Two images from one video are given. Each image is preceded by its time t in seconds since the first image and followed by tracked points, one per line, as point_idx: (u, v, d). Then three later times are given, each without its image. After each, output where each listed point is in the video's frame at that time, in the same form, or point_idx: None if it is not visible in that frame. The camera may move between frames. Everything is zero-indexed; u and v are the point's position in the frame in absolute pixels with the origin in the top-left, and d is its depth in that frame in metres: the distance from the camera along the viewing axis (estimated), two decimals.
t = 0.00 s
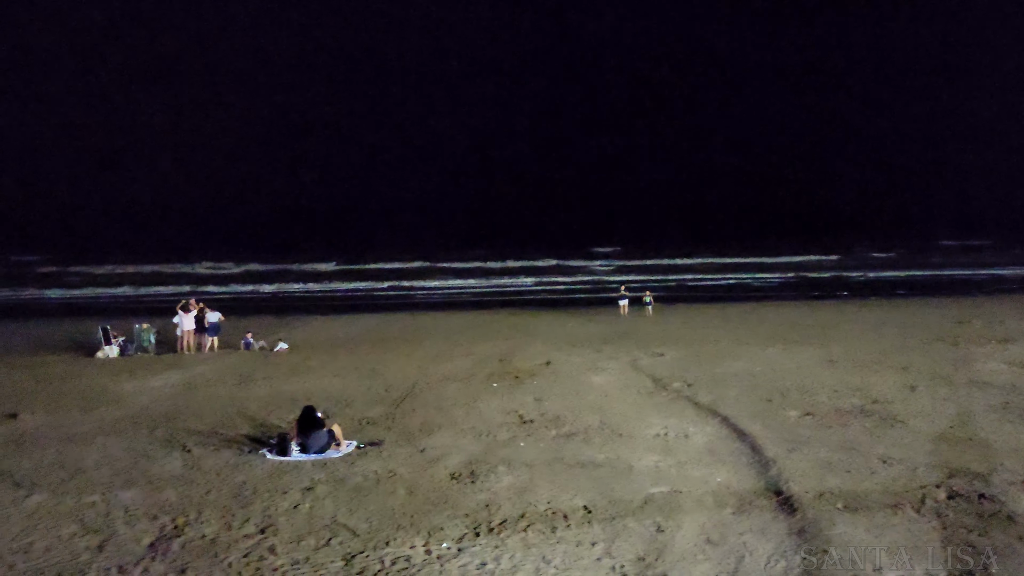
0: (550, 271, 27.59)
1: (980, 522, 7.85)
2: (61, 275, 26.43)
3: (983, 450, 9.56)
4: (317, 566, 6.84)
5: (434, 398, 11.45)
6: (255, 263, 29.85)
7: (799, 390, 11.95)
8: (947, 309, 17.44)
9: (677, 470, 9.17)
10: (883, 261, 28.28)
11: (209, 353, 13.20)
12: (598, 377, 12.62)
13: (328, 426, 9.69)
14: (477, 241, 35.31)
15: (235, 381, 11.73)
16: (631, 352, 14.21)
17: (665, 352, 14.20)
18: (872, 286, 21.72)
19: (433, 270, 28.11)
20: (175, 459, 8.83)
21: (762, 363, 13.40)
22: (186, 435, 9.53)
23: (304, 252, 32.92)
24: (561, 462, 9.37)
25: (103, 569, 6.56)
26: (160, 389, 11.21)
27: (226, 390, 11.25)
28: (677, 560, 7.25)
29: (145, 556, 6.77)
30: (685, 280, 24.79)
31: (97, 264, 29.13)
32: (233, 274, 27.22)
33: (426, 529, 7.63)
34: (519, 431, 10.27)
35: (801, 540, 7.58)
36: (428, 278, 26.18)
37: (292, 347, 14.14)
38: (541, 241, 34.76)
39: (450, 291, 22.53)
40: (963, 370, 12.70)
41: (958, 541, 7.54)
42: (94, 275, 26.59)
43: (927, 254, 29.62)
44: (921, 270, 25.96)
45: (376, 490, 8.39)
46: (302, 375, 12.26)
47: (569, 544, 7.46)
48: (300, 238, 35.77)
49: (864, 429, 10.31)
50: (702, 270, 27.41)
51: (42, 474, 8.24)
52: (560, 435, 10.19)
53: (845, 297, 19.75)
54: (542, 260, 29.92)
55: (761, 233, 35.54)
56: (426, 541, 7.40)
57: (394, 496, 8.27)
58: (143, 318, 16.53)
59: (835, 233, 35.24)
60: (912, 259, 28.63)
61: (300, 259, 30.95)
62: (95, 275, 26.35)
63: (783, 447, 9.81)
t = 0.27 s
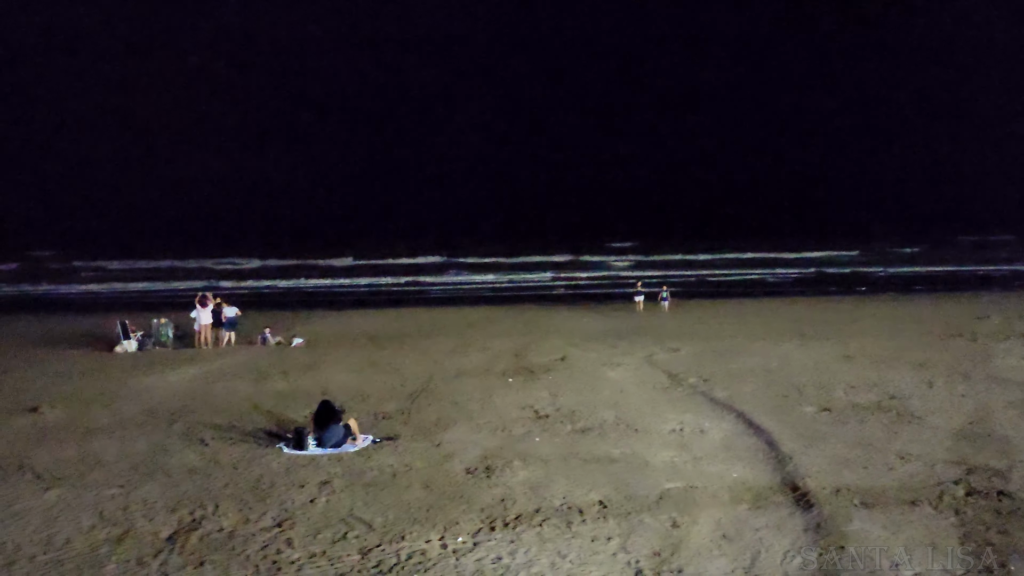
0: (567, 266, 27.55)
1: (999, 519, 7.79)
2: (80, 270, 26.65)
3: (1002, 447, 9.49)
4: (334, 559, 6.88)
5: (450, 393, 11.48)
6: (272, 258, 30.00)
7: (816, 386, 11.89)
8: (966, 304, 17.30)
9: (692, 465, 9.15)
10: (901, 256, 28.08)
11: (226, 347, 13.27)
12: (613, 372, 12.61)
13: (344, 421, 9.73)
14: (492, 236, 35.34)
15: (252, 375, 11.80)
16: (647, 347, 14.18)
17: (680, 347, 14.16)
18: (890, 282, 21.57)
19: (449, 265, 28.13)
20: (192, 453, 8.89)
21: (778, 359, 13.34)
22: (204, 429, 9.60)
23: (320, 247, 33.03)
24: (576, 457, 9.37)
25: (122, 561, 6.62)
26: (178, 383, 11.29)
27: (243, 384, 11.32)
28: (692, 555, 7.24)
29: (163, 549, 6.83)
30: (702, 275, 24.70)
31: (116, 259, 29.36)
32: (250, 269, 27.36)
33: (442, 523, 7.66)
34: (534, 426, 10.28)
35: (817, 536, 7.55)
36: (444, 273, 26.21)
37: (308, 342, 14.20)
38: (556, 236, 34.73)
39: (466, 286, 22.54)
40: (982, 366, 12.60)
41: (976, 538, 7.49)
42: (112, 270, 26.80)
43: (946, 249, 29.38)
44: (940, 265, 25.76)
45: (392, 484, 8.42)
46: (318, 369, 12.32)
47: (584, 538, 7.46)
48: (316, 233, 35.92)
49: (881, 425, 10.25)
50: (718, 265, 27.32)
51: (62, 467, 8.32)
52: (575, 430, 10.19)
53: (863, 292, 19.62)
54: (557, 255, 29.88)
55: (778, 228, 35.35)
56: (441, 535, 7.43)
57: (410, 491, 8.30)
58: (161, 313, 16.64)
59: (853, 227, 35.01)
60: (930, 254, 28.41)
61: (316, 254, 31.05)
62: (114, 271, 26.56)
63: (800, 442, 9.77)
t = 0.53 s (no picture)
0: (585, 261, 27.52)
1: (1020, 516, 7.73)
2: (101, 265, 26.90)
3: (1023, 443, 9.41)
4: (351, 553, 6.92)
5: (467, 387, 11.51)
6: (290, 253, 30.15)
7: (834, 381, 11.83)
8: (986, 300, 17.16)
9: (710, 460, 9.14)
10: (921, 251, 27.86)
11: (244, 341, 13.36)
12: (630, 366, 12.60)
13: (362, 415, 9.78)
14: (509, 231, 35.35)
15: (271, 369, 11.87)
16: (664, 342, 14.15)
17: (697, 342, 14.13)
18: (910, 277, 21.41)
19: (467, 260, 28.15)
20: (212, 446, 8.97)
21: (796, 354, 13.28)
22: (223, 423, 9.68)
23: (338, 242, 33.14)
24: (593, 451, 9.38)
25: (143, 552, 6.68)
26: (198, 377, 11.38)
27: (262, 378, 11.39)
28: (710, 551, 7.23)
29: (183, 541, 6.90)
30: (720, 270, 24.60)
31: (136, 254, 29.60)
32: (269, 264, 27.52)
33: (459, 517, 7.69)
34: (551, 421, 10.29)
35: (835, 532, 7.52)
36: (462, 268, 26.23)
37: (326, 336, 14.27)
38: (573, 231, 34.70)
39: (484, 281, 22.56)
40: (1003, 362, 12.50)
41: (996, 535, 7.43)
42: (133, 265, 27.02)
43: (967, 244, 29.12)
44: (960, 260, 25.54)
45: (409, 478, 8.46)
46: (336, 363, 12.38)
47: (601, 533, 7.47)
48: (333, 228, 36.06)
49: (900, 421, 10.19)
50: (735, 260, 27.23)
51: (84, 460, 8.41)
52: (592, 425, 10.19)
53: (883, 287, 19.48)
54: (575, 250, 29.85)
55: (796, 223, 35.15)
56: (459, 529, 7.46)
57: (427, 484, 8.34)
58: (180, 307, 16.77)
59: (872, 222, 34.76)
60: (951, 249, 28.17)
61: (334, 249, 31.17)
62: (134, 266, 26.78)
63: (818, 438, 9.73)
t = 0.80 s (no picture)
0: (603, 255, 27.46)
1: None
2: (121, 258, 27.13)
3: None
4: (370, 545, 6.96)
5: (485, 381, 11.52)
6: (309, 247, 30.30)
7: (854, 376, 11.76)
8: (1009, 294, 16.99)
9: (728, 455, 9.10)
10: (943, 245, 27.62)
11: (263, 335, 13.43)
12: (648, 361, 12.57)
13: (379, 408, 9.81)
14: (527, 225, 35.35)
15: (290, 363, 11.93)
16: (682, 336, 14.11)
17: (716, 337, 14.07)
18: (932, 272, 21.22)
19: (486, 254, 28.16)
20: (232, 438, 9.03)
21: (815, 349, 13.21)
22: (242, 415, 9.75)
23: (356, 236, 33.24)
24: (610, 446, 9.38)
25: (164, 543, 6.75)
26: (217, 370, 11.46)
27: (281, 371, 11.46)
28: (728, 546, 7.21)
29: (204, 532, 6.96)
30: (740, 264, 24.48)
31: (156, 248, 29.84)
32: (288, 258, 27.68)
33: (477, 510, 7.71)
34: (569, 415, 10.29)
35: (854, 528, 7.48)
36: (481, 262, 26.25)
37: (345, 330, 14.33)
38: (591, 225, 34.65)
39: (503, 275, 22.56)
40: None
41: (1018, 532, 7.37)
42: (154, 258, 27.24)
43: (989, 238, 28.83)
44: (983, 254, 25.30)
45: (427, 471, 8.49)
46: (354, 357, 12.43)
47: (619, 527, 7.47)
48: (351, 222, 36.18)
49: (921, 417, 10.12)
50: (754, 254, 27.12)
51: (106, 452, 8.49)
52: (610, 419, 10.18)
53: (904, 282, 19.33)
54: (593, 245, 29.80)
55: (816, 216, 34.92)
56: (476, 522, 7.48)
57: (444, 478, 8.37)
58: (200, 301, 16.88)
59: (893, 216, 34.47)
60: (973, 244, 27.90)
61: (353, 243, 31.27)
62: (155, 259, 27.00)
63: (837, 433, 9.67)
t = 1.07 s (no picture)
0: (623, 249, 27.39)
1: None
2: (143, 252, 27.37)
3: None
4: (388, 537, 7.00)
5: (503, 375, 11.54)
6: (328, 241, 30.42)
7: (875, 371, 11.69)
8: None
9: (746, 450, 9.08)
10: (965, 240, 27.34)
11: (284, 328, 13.51)
12: (666, 355, 12.55)
13: (398, 401, 9.86)
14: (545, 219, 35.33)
15: (309, 356, 12.00)
16: (701, 331, 14.07)
17: (735, 332, 14.02)
18: (954, 266, 21.02)
19: (504, 248, 28.16)
20: (252, 431, 9.10)
21: (835, 344, 13.13)
22: (262, 408, 9.82)
23: (374, 230, 33.33)
24: (628, 440, 9.37)
25: (186, 533, 6.81)
26: (238, 363, 11.55)
27: (300, 365, 11.52)
28: (746, 540, 7.20)
29: (224, 524, 7.02)
30: (761, 259, 24.33)
31: (177, 242, 30.07)
32: (308, 252, 27.82)
33: (495, 504, 7.73)
34: (587, 409, 10.30)
35: (873, 524, 7.45)
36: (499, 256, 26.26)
37: (364, 323, 14.39)
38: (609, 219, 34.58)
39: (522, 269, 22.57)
40: None
41: None
42: (175, 252, 27.46)
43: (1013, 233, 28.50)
44: (1006, 249, 25.02)
45: (445, 464, 8.52)
46: (373, 350, 12.48)
47: (637, 522, 7.47)
48: (370, 216, 36.30)
49: (942, 412, 10.05)
50: (773, 249, 26.99)
51: (129, 443, 8.59)
52: (628, 413, 10.18)
53: (926, 276, 19.16)
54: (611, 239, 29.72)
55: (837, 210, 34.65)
56: (494, 516, 7.50)
57: (463, 471, 8.39)
58: (221, 294, 16.99)
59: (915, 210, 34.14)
60: (996, 239, 27.60)
61: (371, 237, 31.37)
62: (176, 253, 27.22)
63: (857, 429, 9.62)
